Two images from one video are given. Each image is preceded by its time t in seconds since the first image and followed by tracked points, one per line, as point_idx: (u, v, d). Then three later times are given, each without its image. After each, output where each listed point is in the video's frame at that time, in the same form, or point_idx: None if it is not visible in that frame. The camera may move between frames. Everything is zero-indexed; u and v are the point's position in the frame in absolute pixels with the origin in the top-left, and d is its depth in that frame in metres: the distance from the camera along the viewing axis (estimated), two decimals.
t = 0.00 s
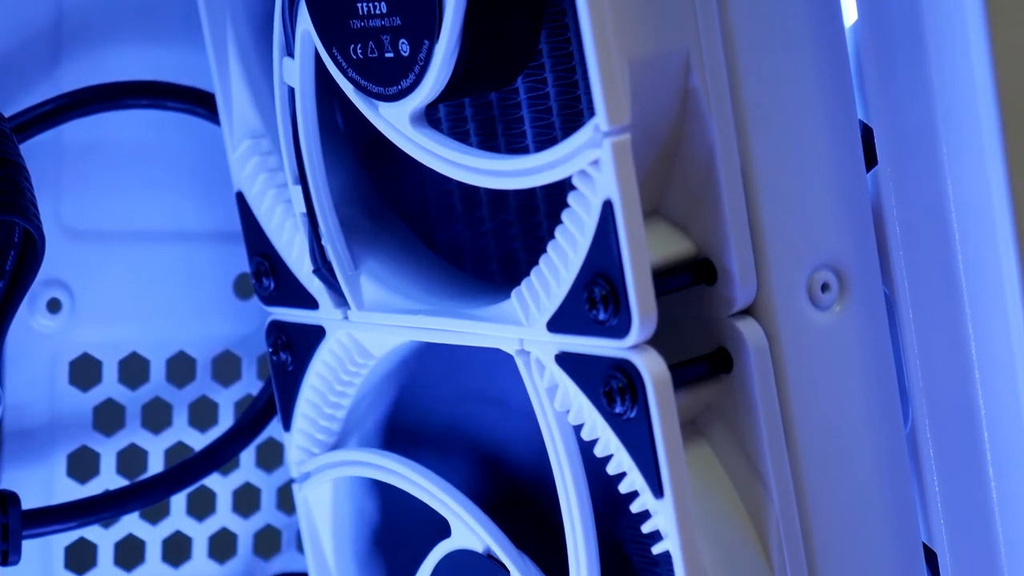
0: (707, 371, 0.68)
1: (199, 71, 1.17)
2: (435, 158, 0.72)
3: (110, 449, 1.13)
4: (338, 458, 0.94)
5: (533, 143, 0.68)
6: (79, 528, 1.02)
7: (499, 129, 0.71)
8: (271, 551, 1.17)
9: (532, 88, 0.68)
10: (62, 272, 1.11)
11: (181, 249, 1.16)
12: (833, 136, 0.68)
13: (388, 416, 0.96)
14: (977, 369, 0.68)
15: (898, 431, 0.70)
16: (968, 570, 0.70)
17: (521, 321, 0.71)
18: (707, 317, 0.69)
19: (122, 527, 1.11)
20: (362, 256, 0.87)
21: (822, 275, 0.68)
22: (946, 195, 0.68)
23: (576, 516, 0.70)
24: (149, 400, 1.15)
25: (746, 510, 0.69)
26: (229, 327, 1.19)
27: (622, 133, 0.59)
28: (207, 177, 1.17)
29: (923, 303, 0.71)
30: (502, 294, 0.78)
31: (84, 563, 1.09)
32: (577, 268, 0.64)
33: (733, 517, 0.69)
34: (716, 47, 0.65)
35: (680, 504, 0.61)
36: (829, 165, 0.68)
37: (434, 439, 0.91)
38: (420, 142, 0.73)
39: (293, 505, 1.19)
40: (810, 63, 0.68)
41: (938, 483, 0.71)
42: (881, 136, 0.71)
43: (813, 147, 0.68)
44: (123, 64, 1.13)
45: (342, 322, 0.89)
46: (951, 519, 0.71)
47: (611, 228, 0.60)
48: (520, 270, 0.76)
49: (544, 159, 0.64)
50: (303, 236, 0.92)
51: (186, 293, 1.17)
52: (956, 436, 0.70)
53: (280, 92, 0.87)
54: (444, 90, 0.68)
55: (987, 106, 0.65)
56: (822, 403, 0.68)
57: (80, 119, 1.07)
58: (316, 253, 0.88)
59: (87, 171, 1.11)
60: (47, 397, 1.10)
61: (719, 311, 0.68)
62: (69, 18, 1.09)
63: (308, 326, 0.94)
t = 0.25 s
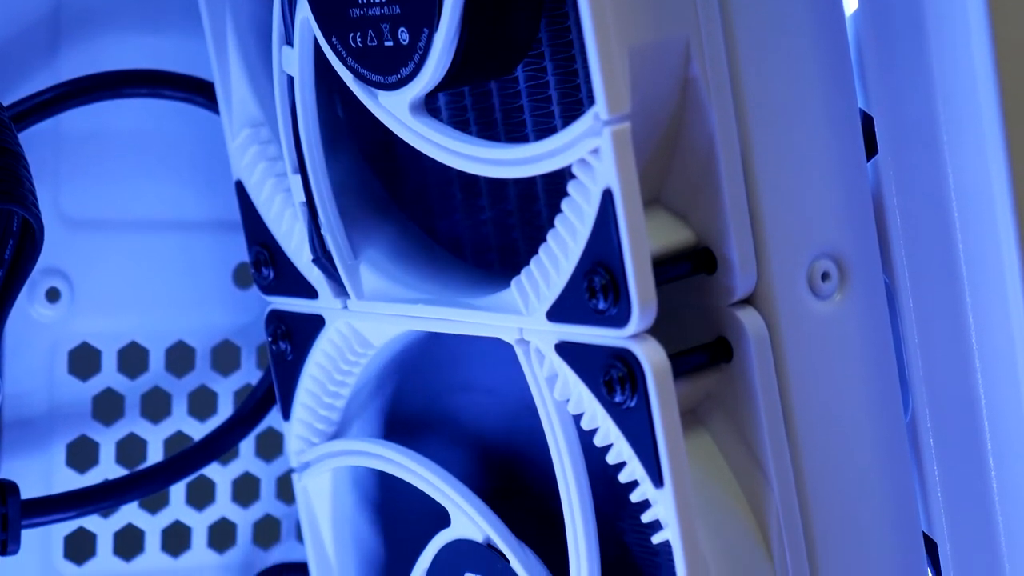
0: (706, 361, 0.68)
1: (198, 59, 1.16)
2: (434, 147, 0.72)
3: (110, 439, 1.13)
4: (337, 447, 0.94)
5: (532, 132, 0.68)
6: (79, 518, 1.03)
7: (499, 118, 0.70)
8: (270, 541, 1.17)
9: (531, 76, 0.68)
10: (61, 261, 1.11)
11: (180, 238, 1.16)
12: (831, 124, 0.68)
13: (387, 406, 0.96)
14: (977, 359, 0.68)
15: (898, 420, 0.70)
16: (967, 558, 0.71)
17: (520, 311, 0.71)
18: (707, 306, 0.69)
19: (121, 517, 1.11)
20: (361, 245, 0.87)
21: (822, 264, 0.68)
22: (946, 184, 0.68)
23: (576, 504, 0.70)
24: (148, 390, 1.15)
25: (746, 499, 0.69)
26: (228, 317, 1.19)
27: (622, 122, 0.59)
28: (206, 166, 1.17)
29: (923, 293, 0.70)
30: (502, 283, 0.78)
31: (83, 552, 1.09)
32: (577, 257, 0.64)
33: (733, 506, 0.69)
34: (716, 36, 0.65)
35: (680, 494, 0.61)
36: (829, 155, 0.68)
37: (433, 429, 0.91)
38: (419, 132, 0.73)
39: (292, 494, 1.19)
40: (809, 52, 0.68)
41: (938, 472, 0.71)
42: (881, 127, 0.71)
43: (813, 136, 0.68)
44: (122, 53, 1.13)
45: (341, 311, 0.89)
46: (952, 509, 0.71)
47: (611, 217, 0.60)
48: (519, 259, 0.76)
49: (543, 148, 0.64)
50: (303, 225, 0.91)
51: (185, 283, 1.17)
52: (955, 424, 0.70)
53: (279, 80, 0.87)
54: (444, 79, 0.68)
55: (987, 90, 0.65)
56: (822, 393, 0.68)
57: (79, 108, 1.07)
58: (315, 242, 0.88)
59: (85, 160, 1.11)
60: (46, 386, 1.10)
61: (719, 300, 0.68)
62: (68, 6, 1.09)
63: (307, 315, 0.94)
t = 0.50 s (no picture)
0: (706, 352, 0.67)
1: (197, 49, 1.16)
2: (434, 138, 0.72)
3: (108, 430, 1.13)
4: (335, 439, 0.94)
5: (531, 123, 0.67)
6: (78, 509, 1.03)
7: (498, 108, 0.70)
8: (269, 531, 1.17)
9: (530, 66, 0.68)
10: (60, 252, 1.10)
11: (178, 229, 1.16)
12: (831, 115, 0.68)
13: (386, 397, 0.96)
14: (977, 347, 0.68)
15: (898, 411, 0.70)
16: (965, 545, 0.71)
17: (519, 301, 0.71)
18: (707, 297, 0.69)
19: (120, 508, 1.11)
20: (360, 236, 0.87)
21: (822, 255, 0.68)
22: (946, 173, 0.68)
23: (574, 492, 0.71)
24: (147, 380, 1.15)
25: (746, 490, 0.69)
26: (227, 307, 1.18)
27: (621, 112, 0.59)
28: (205, 156, 1.17)
29: (922, 282, 0.70)
30: (502, 274, 0.77)
31: (82, 544, 1.09)
32: (577, 247, 0.64)
33: (732, 496, 0.68)
34: (716, 26, 0.64)
35: (680, 486, 0.61)
36: (828, 145, 0.68)
37: (432, 419, 0.91)
38: (418, 122, 0.72)
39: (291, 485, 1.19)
40: (809, 42, 0.67)
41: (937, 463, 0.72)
42: (881, 115, 0.71)
43: (813, 126, 0.68)
44: (120, 44, 1.12)
45: (340, 301, 0.89)
46: (951, 498, 0.71)
47: (610, 208, 0.60)
48: (519, 250, 0.75)
49: (542, 138, 0.64)
50: (302, 216, 0.91)
51: (184, 274, 1.16)
52: (954, 413, 0.70)
53: (278, 70, 0.87)
54: (443, 69, 0.68)
55: (987, 80, 0.65)
56: (822, 383, 0.68)
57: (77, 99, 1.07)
58: (315, 232, 0.88)
59: (83, 151, 1.11)
60: (45, 376, 1.10)
61: (719, 291, 0.68)
62: None
63: (306, 306, 0.94)
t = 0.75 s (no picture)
0: (704, 343, 0.67)
1: (194, 39, 1.16)
2: (433, 129, 0.72)
3: (106, 421, 1.13)
4: (335, 430, 0.94)
5: (530, 113, 0.67)
6: (75, 500, 1.02)
7: (496, 99, 0.70)
8: (267, 523, 1.18)
9: (529, 58, 0.68)
10: (58, 243, 1.10)
11: (176, 220, 1.16)
12: (830, 106, 0.68)
13: (384, 387, 0.96)
14: (977, 338, 0.69)
15: (897, 402, 0.70)
16: (964, 535, 0.71)
17: (517, 292, 0.71)
18: (705, 288, 0.69)
19: (118, 500, 1.11)
20: (358, 228, 0.87)
21: (820, 246, 0.68)
22: (944, 164, 0.69)
23: (574, 486, 0.70)
24: (145, 371, 1.15)
25: (744, 482, 0.69)
26: (225, 298, 1.19)
27: (619, 103, 0.59)
28: (202, 147, 1.17)
29: (923, 274, 0.70)
30: (501, 266, 0.77)
31: (79, 535, 1.09)
32: (575, 238, 0.64)
33: (731, 488, 0.68)
34: (715, 17, 0.64)
35: (678, 475, 0.61)
36: (827, 135, 0.68)
37: (430, 410, 0.91)
38: (416, 113, 0.72)
39: (289, 476, 1.20)
40: (807, 33, 0.67)
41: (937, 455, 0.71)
42: (880, 106, 0.70)
43: (812, 114, 0.67)
44: (118, 35, 1.12)
45: (339, 293, 0.89)
46: (950, 490, 0.71)
47: (608, 199, 0.60)
48: (516, 241, 0.75)
49: (540, 129, 0.64)
50: (299, 206, 0.91)
51: (182, 265, 1.16)
52: (952, 404, 0.70)
53: (275, 60, 0.86)
54: (443, 58, 0.67)
55: (987, 72, 0.66)
56: (821, 375, 0.68)
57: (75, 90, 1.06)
58: (313, 224, 0.88)
59: (81, 142, 1.10)
60: (43, 367, 1.09)
61: (717, 283, 0.68)
62: None
63: (304, 297, 0.94)
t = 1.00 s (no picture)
0: (703, 336, 0.67)
1: (191, 32, 1.15)
2: (430, 122, 0.71)
3: (104, 414, 1.13)
4: (332, 423, 0.94)
5: (528, 106, 0.67)
6: (73, 493, 1.02)
7: (494, 92, 0.70)
8: (265, 516, 1.18)
9: (527, 50, 0.67)
10: (55, 236, 1.10)
11: (174, 213, 1.16)
12: (828, 99, 0.68)
13: (382, 381, 0.96)
14: (976, 334, 0.68)
15: (895, 395, 0.70)
16: (962, 527, 0.71)
17: (516, 285, 0.71)
18: (704, 280, 0.69)
19: (116, 492, 1.10)
20: (356, 219, 0.87)
21: (818, 239, 0.68)
22: (942, 158, 0.68)
23: (571, 479, 0.70)
24: (143, 364, 1.14)
25: (743, 475, 0.69)
26: (223, 291, 1.19)
27: (617, 96, 0.59)
28: (200, 139, 1.17)
29: (921, 266, 0.71)
30: (499, 259, 0.77)
31: (77, 528, 1.09)
32: (573, 231, 0.63)
33: (729, 481, 0.68)
34: (713, 10, 0.64)
35: (676, 467, 0.61)
36: (826, 128, 0.68)
37: (427, 404, 0.91)
38: (414, 105, 0.72)
39: (287, 470, 1.20)
40: (806, 26, 0.67)
41: (934, 447, 0.72)
42: (879, 97, 0.71)
43: (811, 106, 0.67)
44: (115, 28, 1.11)
45: (336, 286, 0.89)
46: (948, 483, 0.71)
47: (607, 191, 0.60)
48: (514, 234, 0.75)
49: (538, 122, 0.64)
50: (297, 199, 0.91)
51: (180, 258, 1.16)
52: (950, 396, 0.70)
53: (272, 53, 0.86)
54: (439, 51, 0.67)
55: (987, 72, 0.65)
56: (819, 368, 0.68)
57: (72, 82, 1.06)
58: (310, 217, 0.87)
59: (78, 135, 1.10)
60: (40, 361, 1.09)
61: (715, 275, 0.68)
62: None
63: (302, 290, 0.93)
